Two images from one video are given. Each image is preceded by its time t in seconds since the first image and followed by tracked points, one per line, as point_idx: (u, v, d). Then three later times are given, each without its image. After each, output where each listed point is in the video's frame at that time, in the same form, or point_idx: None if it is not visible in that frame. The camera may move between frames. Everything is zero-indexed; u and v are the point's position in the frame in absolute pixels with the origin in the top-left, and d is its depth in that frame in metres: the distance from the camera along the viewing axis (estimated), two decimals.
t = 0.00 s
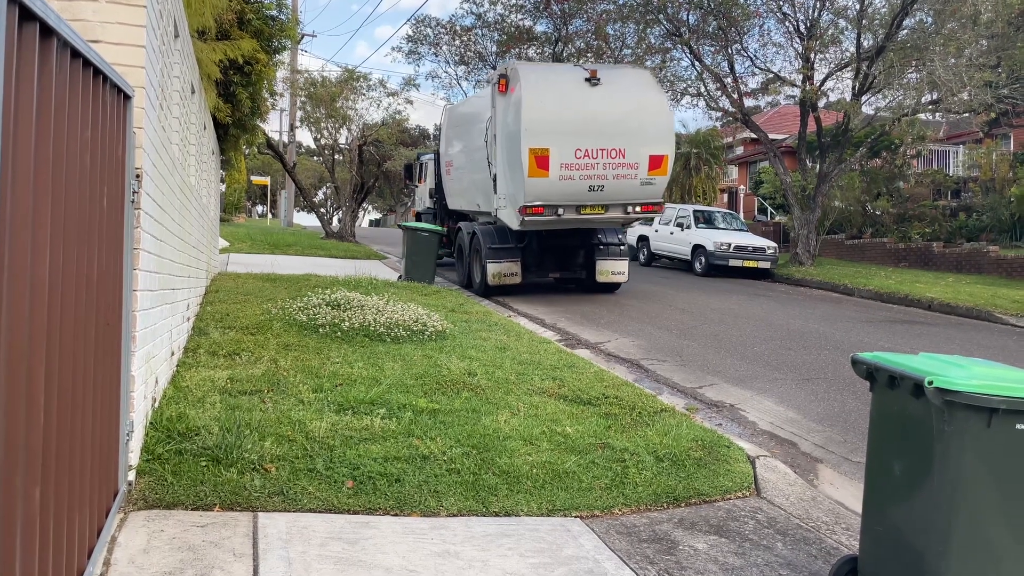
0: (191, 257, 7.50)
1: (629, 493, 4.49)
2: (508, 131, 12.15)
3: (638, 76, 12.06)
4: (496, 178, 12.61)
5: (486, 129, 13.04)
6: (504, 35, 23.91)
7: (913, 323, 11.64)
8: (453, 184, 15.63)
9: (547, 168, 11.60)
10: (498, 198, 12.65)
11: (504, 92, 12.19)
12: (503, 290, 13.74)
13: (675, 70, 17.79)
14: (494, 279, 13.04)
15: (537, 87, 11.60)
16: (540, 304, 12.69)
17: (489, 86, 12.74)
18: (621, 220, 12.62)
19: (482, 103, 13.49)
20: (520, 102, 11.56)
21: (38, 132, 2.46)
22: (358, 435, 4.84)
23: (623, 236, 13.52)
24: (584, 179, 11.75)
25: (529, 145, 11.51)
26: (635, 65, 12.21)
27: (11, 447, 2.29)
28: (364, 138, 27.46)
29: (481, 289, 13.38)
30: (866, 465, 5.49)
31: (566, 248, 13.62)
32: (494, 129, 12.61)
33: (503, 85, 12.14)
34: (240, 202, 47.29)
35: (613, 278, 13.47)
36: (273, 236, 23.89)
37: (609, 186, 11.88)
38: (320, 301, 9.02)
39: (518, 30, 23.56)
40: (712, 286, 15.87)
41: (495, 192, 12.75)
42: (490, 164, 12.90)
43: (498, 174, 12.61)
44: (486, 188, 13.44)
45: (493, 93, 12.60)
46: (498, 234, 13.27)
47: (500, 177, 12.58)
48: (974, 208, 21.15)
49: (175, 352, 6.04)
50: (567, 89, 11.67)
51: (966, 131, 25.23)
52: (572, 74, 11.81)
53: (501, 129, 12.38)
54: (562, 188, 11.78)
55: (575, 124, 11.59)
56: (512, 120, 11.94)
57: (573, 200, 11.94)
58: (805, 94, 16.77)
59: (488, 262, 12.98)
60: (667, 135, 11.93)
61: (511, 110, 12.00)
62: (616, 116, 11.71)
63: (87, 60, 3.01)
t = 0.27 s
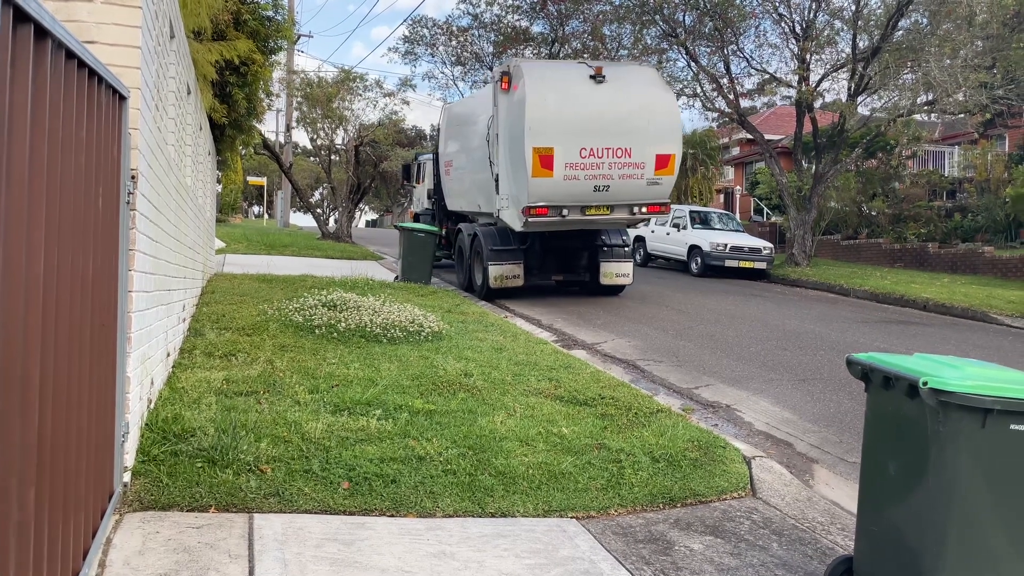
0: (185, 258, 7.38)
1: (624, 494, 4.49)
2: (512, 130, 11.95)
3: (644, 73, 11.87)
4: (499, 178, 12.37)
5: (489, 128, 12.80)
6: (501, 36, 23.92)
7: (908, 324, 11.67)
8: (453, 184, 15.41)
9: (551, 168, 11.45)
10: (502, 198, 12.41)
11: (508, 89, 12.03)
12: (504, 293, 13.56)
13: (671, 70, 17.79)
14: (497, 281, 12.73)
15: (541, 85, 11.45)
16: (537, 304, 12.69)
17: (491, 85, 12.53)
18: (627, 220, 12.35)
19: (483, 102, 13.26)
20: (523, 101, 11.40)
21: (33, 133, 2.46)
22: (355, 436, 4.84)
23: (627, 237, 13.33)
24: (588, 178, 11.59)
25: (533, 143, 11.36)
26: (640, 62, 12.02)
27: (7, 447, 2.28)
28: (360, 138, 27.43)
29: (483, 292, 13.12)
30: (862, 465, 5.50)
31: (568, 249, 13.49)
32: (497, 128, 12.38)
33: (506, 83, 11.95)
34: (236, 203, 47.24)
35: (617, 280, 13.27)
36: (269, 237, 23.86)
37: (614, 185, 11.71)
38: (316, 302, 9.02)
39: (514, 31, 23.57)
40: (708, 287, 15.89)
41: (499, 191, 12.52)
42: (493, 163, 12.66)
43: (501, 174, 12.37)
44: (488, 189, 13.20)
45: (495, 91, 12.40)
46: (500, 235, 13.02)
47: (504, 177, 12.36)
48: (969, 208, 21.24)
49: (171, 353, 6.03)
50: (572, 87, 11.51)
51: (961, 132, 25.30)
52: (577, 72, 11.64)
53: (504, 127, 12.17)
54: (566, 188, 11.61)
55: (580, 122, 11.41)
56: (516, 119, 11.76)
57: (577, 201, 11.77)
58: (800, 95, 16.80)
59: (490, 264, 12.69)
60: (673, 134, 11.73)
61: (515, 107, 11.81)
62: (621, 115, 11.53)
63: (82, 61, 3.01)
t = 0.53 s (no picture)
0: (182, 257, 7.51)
1: (621, 495, 4.49)
2: (515, 130, 11.52)
3: (651, 72, 11.48)
4: (502, 179, 11.97)
5: (490, 129, 12.40)
6: (497, 38, 23.91)
7: (903, 325, 11.70)
8: (453, 186, 15.05)
9: (556, 170, 11.00)
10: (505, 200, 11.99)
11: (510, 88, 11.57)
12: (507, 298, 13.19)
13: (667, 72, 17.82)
14: (499, 286, 12.32)
15: (546, 83, 10.99)
16: (534, 306, 12.69)
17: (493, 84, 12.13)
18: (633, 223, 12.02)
19: (485, 102, 12.86)
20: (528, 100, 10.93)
21: (28, 134, 2.45)
22: (351, 437, 4.83)
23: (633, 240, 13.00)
24: (595, 181, 11.18)
25: (539, 145, 10.88)
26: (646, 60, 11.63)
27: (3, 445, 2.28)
28: (357, 140, 27.44)
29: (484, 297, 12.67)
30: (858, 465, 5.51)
31: (573, 252, 13.08)
32: (499, 129, 11.98)
33: (509, 82, 11.54)
34: (233, 204, 47.19)
35: (623, 284, 12.92)
36: (266, 238, 23.84)
37: (621, 188, 11.33)
38: (312, 304, 9.01)
39: (510, 33, 23.55)
40: (704, 288, 15.90)
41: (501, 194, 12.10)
42: (495, 165, 12.26)
43: (504, 176, 11.96)
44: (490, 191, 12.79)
45: (497, 90, 11.99)
46: (502, 238, 12.58)
47: (506, 179, 11.95)
48: (964, 209, 21.32)
49: (167, 355, 6.02)
50: (578, 85, 11.06)
51: (956, 134, 25.40)
52: (582, 70, 11.19)
53: (507, 128, 11.76)
54: (572, 190, 11.18)
55: (587, 122, 10.98)
56: (519, 119, 11.31)
57: (583, 203, 11.34)
58: (796, 97, 16.84)
59: (493, 268, 12.27)
60: (681, 134, 11.39)
61: (518, 107, 11.38)
62: (629, 115, 11.13)
63: (77, 62, 3.00)
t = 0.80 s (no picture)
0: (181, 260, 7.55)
1: (620, 499, 4.49)
2: (521, 133, 11.21)
3: (659, 74, 11.27)
4: (507, 183, 11.63)
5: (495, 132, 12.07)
6: (495, 41, 23.89)
7: (901, 328, 11.71)
8: (454, 190, 14.71)
9: (564, 173, 10.76)
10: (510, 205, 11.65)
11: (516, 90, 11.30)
12: (512, 304, 12.96)
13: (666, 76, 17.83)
14: (505, 292, 12.17)
15: (553, 85, 10.78)
16: (532, 309, 12.68)
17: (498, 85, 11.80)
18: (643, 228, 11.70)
19: (489, 104, 12.52)
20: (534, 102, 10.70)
21: (29, 141, 2.45)
22: (350, 441, 4.83)
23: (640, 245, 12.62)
24: (603, 184, 10.93)
25: (545, 147, 10.66)
26: (654, 62, 11.43)
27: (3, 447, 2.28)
28: (355, 143, 27.44)
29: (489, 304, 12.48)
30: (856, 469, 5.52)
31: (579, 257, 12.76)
32: (505, 131, 11.64)
33: (515, 83, 11.23)
34: (231, 207, 47.15)
35: (630, 291, 12.57)
36: (263, 241, 23.82)
37: (630, 191, 11.08)
38: (311, 307, 9.01)
39: (508, 36, 23.51)
40: (703, 291, 15.90)
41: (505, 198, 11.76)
42: (499, 168, 11.92)
43: (509, 179, 11.62)
44: (493, 195, 12.45)
45: (502, 92, 11.66)
46: (507, 243, 12.38)
47: (511, 183, 11.61)
48: (961, 212, 21.36)
49: (165, 359, 6.01)
50: (586, 87, 10.87)
51: (953, 137, 25.46)
52: (590, 71, 10.99)
53: (513, 130, 11.43)
54: (579, 194, 10.93)
55: (595, 124, 10.76)
56: (526, 121, 11.02)
57: (591, 207, 11.10)
58: (794, 100, 16.86)
59: (498, 274, 12.11)
60: (691, 136, 11.15)
61: (525, 109, 11.09)
62: (638, 116, 10.90)
63: (77, 68, 3.01)
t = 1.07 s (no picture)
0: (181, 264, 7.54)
1: (622, 503, 4.48)
2: (529, 134, 10.84)
3: (671, 73, 10.89)
4: (513, 186, 11.25)
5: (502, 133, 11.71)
6: (496, 44, 23.88)
7: (903, 332, 11.70)
8: (459, 192, 14.38)
9: (574, 176, 10.35)
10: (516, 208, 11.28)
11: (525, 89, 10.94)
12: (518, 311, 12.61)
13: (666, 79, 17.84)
14: (511, 297, 11.77)
15: (563, 84, 10.38)
16: (533, 313, 12.66)
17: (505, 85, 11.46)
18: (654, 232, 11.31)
19: (496, 105, 12.18)
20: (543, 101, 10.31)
21: (31, 146, 2.45)
22: (350, 445, 4.82)
23: (649, 250, 12.42)
24: (614, 187, 10.53)
25: (555, 148, 10.25)
26: (666, 61, 11.05)
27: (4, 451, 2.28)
28: (355, 146, 27.46)
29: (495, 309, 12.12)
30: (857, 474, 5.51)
31: (587, 262, 12.45)
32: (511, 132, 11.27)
33: (523, 83, 10.88)
34: (232, 210, 47.20)
35: (639, 296, 12.34)
36: (264, 244, 23.82)
37: (641, 195, 10.70)
38: (311, 311, 9.00)
39: (509, 39, 23.42)
40: (704, 295, 15.88)
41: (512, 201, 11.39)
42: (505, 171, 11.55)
43: (515, 182, 11.25)
44: (500, 198, 12.09)
45: (509, 92, 11.30)
46: (513, 247, 12.05)
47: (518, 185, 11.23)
48: (962, 216, 21.36)
49: (165, 363, 6.01)
50: (596, 86, 10.48)
51: (954, 140, 25.48)
52: (600, 71, 10.59)
53: (521, 131, 11.06)
54: (590, 197, 10.52)
55: (606, 125, 10.36)
56: (534, 121, 10.65)
57: (601, 211, 10.69)
58: (795, 104, 16.87)
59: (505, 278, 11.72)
60: (705, 137, 10.76)
61: (532, 109, 10.73)
62: (650, 116, 10.50)
63: (79, 72, 3.01)
